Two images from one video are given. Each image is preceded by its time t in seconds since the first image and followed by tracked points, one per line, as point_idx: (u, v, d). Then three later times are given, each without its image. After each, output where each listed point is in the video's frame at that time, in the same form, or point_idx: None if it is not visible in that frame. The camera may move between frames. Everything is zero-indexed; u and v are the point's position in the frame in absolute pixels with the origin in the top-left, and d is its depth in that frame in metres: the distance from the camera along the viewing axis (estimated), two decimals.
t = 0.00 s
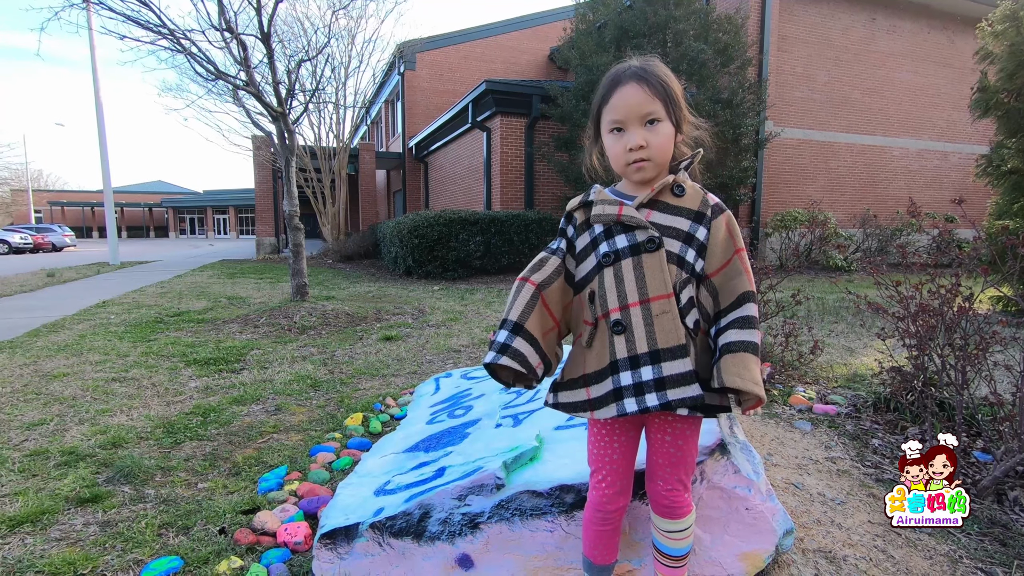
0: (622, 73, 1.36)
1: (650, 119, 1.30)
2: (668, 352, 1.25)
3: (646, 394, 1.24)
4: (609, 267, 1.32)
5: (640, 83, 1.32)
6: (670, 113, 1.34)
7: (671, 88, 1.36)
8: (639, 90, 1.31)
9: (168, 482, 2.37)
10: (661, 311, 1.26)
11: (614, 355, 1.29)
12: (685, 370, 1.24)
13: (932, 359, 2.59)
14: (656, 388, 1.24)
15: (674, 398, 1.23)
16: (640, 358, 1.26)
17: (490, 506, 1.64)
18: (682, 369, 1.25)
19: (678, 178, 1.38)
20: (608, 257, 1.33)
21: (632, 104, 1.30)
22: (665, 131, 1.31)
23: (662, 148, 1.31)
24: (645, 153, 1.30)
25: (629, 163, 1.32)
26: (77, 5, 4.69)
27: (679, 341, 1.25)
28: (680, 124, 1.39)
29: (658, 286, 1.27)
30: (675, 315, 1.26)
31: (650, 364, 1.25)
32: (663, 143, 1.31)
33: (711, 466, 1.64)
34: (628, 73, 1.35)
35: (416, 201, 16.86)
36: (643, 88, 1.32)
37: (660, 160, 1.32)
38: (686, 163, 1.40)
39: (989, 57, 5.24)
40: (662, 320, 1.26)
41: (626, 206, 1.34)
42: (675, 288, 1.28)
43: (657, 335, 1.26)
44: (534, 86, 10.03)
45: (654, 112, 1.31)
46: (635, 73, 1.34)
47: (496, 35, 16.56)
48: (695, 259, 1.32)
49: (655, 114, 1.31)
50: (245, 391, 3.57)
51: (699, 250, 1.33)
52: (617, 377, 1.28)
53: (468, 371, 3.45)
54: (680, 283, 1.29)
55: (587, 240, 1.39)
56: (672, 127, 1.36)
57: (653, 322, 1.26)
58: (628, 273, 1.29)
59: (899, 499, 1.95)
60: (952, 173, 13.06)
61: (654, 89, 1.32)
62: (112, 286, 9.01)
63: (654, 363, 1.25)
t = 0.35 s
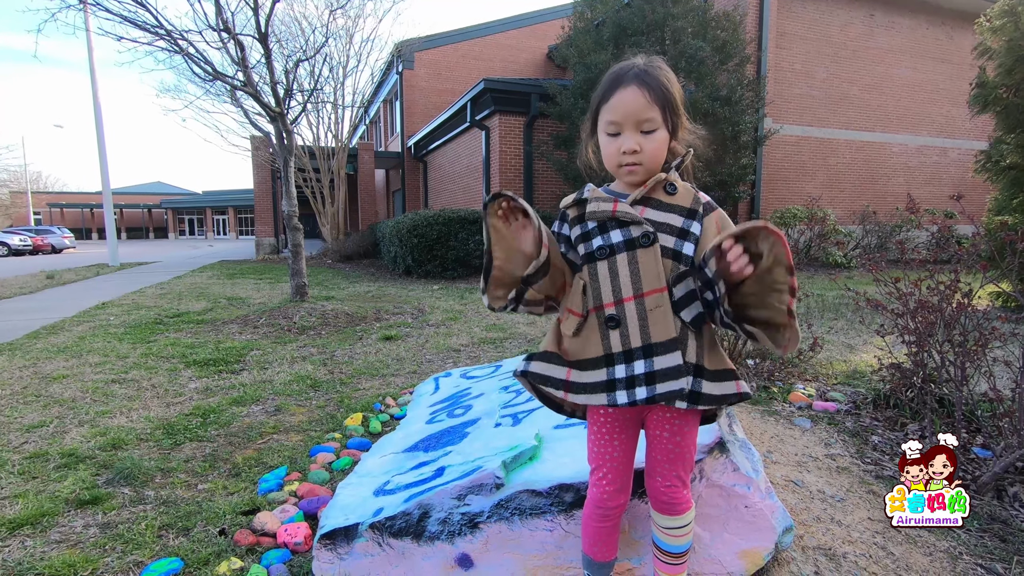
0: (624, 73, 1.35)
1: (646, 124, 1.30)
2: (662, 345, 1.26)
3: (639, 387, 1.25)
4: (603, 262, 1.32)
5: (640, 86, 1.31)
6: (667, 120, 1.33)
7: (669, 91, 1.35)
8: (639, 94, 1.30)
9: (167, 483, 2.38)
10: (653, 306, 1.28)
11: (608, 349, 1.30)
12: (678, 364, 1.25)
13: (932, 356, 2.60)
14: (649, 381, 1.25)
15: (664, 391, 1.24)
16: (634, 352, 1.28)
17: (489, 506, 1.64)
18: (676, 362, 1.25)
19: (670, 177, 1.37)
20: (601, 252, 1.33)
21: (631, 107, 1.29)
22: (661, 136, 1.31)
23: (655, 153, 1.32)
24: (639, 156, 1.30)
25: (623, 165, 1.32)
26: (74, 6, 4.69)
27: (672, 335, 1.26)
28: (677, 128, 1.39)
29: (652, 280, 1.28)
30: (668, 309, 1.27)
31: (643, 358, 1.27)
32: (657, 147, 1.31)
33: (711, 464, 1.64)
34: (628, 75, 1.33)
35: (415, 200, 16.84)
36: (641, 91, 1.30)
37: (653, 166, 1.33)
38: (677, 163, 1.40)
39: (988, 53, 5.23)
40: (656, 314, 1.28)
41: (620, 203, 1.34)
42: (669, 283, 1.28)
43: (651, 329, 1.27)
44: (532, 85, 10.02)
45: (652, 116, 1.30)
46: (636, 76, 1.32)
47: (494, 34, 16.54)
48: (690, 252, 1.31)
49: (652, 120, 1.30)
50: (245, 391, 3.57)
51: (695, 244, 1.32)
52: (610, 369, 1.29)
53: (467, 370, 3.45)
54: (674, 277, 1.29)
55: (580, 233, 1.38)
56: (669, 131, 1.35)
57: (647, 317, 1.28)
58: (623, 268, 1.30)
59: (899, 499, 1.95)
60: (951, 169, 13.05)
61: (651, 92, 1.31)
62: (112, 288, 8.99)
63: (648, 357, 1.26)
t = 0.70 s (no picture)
0: (625, 76, 1.34)
1: (646, 129, 1.30)
2: (663, 345, 1.26)
3: (642, 387, 1.25)
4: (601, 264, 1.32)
5: (642, 90, 1.30)
6: (667, 124, 1.33)
7: (670, 95, 1.34)
8: (640, 98, 1.29)
9: (168, 488, 2.37)
10: (654, 306, 1.27)
11: (610, 350, 1.29)
12: (679, 363, 1.24)
13: (933, 354, 2.59)
14: (651, 381, 1.25)
15: (667, 390, 1.24)
16: (636, 352, 1.27)
17: (492, 508, 1.64)
18: (677, 361, 1.25)
19: (668, 179, 1.37)
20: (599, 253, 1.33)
21: (630, 112, 1.29)
22: (660, 140, 1.31)
23: (655, 158, 1.32)
24: (638, 160, 1.31)
25: (621, 169, 1.33)
26: (72, 10, 4.69)
27: (674, 335, 1.26)
28: (677, 133, 1.39)
29: (652, 281, 1.28)
30: (669, 309, 1.27)
31: (646, 357, 1.26)
32: (656, 151, 1.32)
33: (714, 465, 1.63)
34: (630, 78, 1.33)
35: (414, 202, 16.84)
36: (643, 95, 1.30)
37: (652, 169, 1.34)
38: (676, 165, 1.40)
39: (985, 51, 5.24)
40: (656, 314, 1.27)
41: (619, 204, 1.34)
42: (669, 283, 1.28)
43: (652, 330, 1.27)
44: (530, 86, 10.03)
45: (652, 121, 1.30)
46: (638, 80, 1.32)
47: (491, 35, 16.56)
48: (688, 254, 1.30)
49: (652, 125, 1.30)
50: (245, 395, 3.56)
51: (693, 246, 1.32)
52: (613, 370, 1.28)
53: (468, 373, 3.44)
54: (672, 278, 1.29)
55: (579, 234, 1.38)
56: (669, 135, 1.35)
57: (647, 316, 1.27)
58: (622, 268, 1.29)
59: (899, 498, 1.94)
60: (949, 167, 13.07)
61: (652, 97, 1.30)
62: (111, 292, 8.98)
63: (648, 357, 1.26)
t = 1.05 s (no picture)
0: (630, 81, 1.33)
1: (648, 136, 1.29)
2: (662, 350, 1.26)
3: (641, 392, 1.25)
4: (601, 268, 1.31)
5: (645, 97, 1.30)
6: (669, 131, 1.33)
7: (674, 101, 1.34)
8: (642, 104, 1.29)
9: (172, 493, 2.37)
10: (654, 311, 1.27)
11: (609, 355, 1.29)
12: (678, 368, 1.25)
13: (938, 356, 2.58)
14: (649, 385, 1.25)
15: (666, 395, 1.24)
16: (635, 357, 1.27)
17: (496, 513, 1.63)
18: (675, 367, 1.25)
19: (668, 186, 1.37)
20: (600, 257, 1.31)
21: (633, 117, 1.29)
22: (661, 149, 1.31)
23: (655, 165, 1.32)
24: (638, 167, 1.31)
25: (622, 175, 1.33)
26: (77, 16, 4.72)
27: (673, 340, 1.26)
28: (679, 140, 1.39)
29: (651, 286, 1.28)
30: (668, 314, 1.27)
31: (644, 362, 1.26)
32: (657, 159, 1.32)
33: (719, 468, 1.62)
34: (634, 83, 1.32)
35: (416, 206, 16.86)
36: (646, 103, 1.29)
37: (652, 176, 1.33)
38: (676, 170, 1.40)
39: (987, 52, 5.23)
40: (656, 319, 1.27)
41: (619, 209, 1.34)
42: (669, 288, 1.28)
43: (651, 334, 1.27)
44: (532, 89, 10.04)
45: (653, 129, 1.30)
46: (641, 86, 1.31)
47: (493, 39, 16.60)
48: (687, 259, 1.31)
49: (654, 132, 1.30)
50: (248, 399, 3.56)
51: (691, 252, 1.32)
52: (612, 375, 1.28)
53: (471, 376, 3.44)
54: (672, 284, 1.29)
55: (579, 238, 1.37)
56: (670, 143, 1.35)
57: (647, 321, 1.27)
58: (622, 274, 1.29)
59: (899, 499, 1.95)
60: (952, 168, 13.04)
61: (654, 105, 1.30)
62: (114, 297, 9.00)
63: (648, 361, 1.26)
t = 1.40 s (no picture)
0: (632, 86, 1.34)
1: (650, 141, 1.29)
2: (670, 353, 1.25)
3: (648, 395, 1.24)
4: (607, 271, 1.31)
5: (646, 102, 1.30)
6: (672, 136, 1.33)
7: (677, 105, 1.34)
8: (644, 109, 1.29)
9: (179, 496, 2.37)
10: (661, 314, 1.26)
11: (616, 358, 1.28)
12: (687, 371, 1.24)
13: (946, 359, 2.57)
14: (658, 389, 1.24)
15: (676, 398, 1.23)
16: (642, 360, 1.26)
17: (504, 517, 1.63)
18: (684, 370, 1.24)
19: (672, 188, 1.37)
20: (605, 260, 1.32)
21: (635, 123, 1.29)
22: (664, 153, 1.31)
23: (658, 170, 1.32)
24: (640, 171, 1.31)
25: (625, 180, 1.33)
26: (84, 21, 4.75)
27: (680, 343, 1.25)
28: (683, 144, 1.39)
29: (658, 289, 1.27)
30: (675, 316, 1.26)
31: (652, 366, 1.25)
32: (660, 164, 1.32)
33: (728, 473, 1.63)
34: (637, 87, 1.33)
35: (420, 209, 16.89)
36: (648, 108, 1.30)
37: (656, 180, 1.33)
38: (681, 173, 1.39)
39: (992, 54, 5.22)
40: (663, 322, 1.26)
41: (624, 212, 1.34)
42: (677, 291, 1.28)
43: (657, 337, 1.26)
44: (535, 92, 10.06)
45: (656, 134, 1.30)
46: (643, 90, 1.31)
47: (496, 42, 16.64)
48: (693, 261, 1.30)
49: (657, 137, 1.30)
50: (253, 402, 3.57)
51: (697, 254, 1.32)
52: (618, 378, 1.27)
53: (476, 379, 3.44)
54: (679, 287, 1.28)
55: (585, 243, 1.38)
56: (673, 148, 1.35)
57: (654, 324, 1.26)
58: (629, 277, 1.29)
59: (898, 499, 1.94)
60: (957, 170, 13.00)
61: (656, 109, 1.30)
62: (119, 300, 9.03)
63: (655, 365, 1.25)
